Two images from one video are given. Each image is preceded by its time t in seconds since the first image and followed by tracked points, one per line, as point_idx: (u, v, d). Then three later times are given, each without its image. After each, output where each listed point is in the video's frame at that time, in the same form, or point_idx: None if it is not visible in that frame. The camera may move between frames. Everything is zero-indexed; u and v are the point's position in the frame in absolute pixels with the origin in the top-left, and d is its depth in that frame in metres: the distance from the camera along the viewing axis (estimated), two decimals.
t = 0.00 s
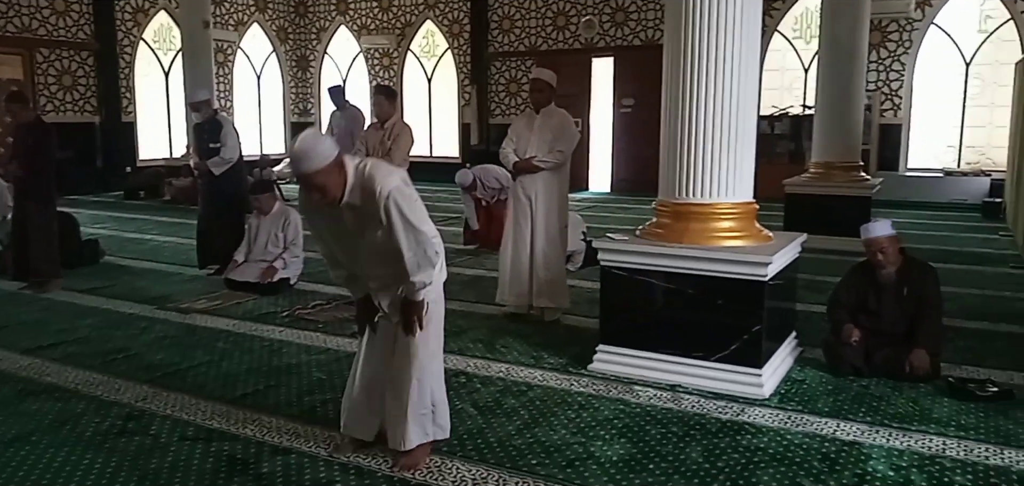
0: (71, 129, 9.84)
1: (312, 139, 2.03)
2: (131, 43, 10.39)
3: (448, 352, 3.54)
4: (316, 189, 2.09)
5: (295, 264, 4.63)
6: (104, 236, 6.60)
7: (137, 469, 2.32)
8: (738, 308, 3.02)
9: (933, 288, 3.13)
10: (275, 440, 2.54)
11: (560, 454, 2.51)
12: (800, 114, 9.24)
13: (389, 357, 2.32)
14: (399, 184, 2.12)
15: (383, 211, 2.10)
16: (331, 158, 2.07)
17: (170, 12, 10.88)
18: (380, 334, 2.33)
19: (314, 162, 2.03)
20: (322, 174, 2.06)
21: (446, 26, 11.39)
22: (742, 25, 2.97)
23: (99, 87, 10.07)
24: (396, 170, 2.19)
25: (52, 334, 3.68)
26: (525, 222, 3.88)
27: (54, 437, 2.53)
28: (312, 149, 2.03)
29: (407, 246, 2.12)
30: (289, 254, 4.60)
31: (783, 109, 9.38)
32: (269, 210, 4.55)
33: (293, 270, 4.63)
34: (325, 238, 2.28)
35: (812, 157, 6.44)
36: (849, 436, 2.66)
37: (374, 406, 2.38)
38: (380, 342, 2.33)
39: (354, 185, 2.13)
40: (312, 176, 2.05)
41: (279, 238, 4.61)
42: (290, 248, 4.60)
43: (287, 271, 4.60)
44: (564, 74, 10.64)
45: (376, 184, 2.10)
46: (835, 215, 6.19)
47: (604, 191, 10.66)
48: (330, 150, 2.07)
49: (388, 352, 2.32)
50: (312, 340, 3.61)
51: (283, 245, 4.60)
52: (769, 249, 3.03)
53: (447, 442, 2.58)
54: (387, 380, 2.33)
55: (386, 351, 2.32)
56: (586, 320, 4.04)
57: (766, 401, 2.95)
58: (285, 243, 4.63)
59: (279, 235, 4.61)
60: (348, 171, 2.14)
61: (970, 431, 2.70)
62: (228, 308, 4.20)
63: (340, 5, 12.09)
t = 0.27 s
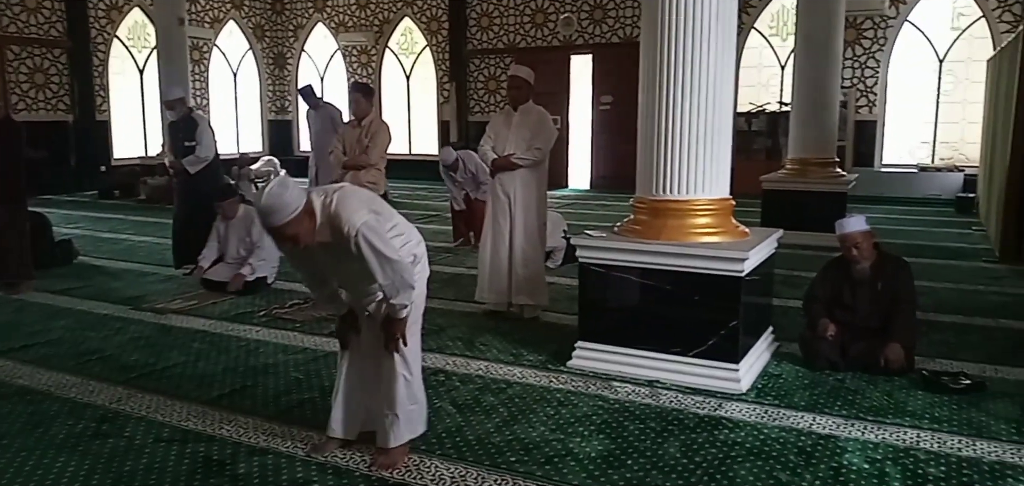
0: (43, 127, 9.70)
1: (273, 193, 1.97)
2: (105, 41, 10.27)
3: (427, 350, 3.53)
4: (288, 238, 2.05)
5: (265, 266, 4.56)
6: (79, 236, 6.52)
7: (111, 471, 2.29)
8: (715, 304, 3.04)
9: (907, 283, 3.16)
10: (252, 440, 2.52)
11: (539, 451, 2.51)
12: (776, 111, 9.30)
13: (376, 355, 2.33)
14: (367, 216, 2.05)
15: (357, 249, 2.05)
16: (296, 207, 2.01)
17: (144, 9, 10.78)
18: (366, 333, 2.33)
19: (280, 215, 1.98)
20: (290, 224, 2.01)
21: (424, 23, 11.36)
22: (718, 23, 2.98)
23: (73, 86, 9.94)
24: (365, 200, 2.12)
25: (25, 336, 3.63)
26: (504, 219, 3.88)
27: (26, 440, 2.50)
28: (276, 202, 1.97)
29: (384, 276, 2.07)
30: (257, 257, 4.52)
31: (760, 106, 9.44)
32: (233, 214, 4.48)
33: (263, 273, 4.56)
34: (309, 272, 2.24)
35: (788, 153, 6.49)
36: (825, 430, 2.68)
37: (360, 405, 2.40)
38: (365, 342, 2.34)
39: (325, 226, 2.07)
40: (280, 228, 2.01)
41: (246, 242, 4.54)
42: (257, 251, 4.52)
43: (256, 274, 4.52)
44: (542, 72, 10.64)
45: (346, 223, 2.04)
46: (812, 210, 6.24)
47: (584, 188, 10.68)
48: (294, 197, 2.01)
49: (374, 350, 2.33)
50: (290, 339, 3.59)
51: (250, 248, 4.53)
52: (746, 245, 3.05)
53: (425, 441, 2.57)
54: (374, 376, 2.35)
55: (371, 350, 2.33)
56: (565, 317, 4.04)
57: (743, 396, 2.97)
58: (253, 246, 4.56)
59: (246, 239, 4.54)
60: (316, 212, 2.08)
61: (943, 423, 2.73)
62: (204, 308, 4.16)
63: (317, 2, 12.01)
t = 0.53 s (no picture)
0: (15, 128, 9.56)
1: (244, 234, 1.92)
2: (77, 40, 10.14)
3: (406, 350, 3.52)
4: (262, 275, 2.01)
5: (230, 269, 4.33)
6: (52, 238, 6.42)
7: (84, 476, 2.26)
8: (693, 301, 3.05)
9: (881, 279, 3.20)
10: (228, 443, 2.49)
11: (518, 450, 2.51)
12: (753, 109, 9.37)
13: (356, 360, 2.32)
14: (339, 247, 2.02)
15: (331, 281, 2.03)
16: (269, 244, 1.97)
17: (118, 7, 10.66)
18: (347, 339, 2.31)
19: (252, 256, 1.94)
20: (264, 262, 1.97)
21: (402, 22, 11.32)
22: (694, 21, 2.99)
23: (45, 85, 9.80)
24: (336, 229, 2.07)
25: None
26: (482, 218, 3.87)
27: None
28: (247, 244, 1.93)
29: (361, 303, 2.06)
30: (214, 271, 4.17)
31: (737, 104, 9.50)
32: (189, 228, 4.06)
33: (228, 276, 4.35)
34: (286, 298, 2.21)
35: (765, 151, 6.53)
36: (802, 425, 2.70)
37: (339, 407, 2.40)
38: (344, 348, 2.32)
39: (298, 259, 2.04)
40: (253, 268, 1.97)
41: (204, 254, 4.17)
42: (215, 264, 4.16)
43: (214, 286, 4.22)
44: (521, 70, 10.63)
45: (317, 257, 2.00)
46: (788, 207, 6.29)
47: (563, 187, 10.69)
48: (265, 236, 1.96)
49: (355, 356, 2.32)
50: (267, 340, 3.56)
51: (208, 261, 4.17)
52: (722, 242, 3.06)
53: (403, 442, 2.56)
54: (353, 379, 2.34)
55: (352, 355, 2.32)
56: (544, 315, 4.04)
57: (721, 393, 2.99)
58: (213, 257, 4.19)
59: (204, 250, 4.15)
60: (287, 246, 2.03)
61: (917, 417, 2.76)
62: (180, 310, 4.12)
63: (294, 1, 11.93)
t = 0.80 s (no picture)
0: None
1: (218, 255, 1.89)
2: (51, 43, 10.03)
3: (386, 354, 3.50)
4: (239, 294, 1.97)
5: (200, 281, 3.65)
6: (26, 244, 6.34)
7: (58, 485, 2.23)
8: (672, 303, 3.06)
9: (858, 279, 3.22)
10: (206, 450, 2.47)
11: (498, 453, 2.50)
12: (732, 111, 9.43)
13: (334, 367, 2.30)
14: (314, 261, 2.00)
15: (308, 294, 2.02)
16: (245, 263, 1.93)
17: (93, 10, 10.56)
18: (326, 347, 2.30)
19: (230, 276, 1.91)
20: (241, 280, 1.94)
21: (381, 24, 11.29)
22: (670, 24, 3.00)
23: (19, 89, 9.67)
24: (309, 242, 2.05)
25: None
26: (461, 221, 3.87)
27: None
28: (223, 265, 1.89)
29: (338, 313, 2.07)
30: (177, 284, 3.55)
31: (715, 106, 9.56)
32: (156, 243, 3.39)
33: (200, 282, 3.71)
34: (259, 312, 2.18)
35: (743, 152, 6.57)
36: (780, 425, 2.72)
37: (319, 414, 2.39)
38: (323, 357, 2.31)
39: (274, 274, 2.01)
40: (230, 287, 1.93)
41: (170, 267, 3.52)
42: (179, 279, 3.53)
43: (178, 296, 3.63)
44: (500, 73, 10.63)
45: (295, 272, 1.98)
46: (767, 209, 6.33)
47: (544, 189, 10.70)
48: (240, 255, 1.92)
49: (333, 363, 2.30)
50: (245, 346, 3.54)
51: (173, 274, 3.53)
52: (701, 244, 3.08)
53: (383, 446, 2.55)
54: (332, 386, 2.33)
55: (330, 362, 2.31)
56: (524, 318, 4.04)
57: (700, 393, 3.00)
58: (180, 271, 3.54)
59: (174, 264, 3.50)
60: (262, 262, 2.00)
61: (894, 415, 2.79)
62: (158, 315, 4.08)
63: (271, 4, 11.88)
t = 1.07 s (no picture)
0: None
1: (188, 256, 1.87)
2: (23, 42, 9.89)
3: (364, 355, 3.49)
4: (211, 294, 1.96)
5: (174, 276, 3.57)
6: None
7: None
8: (650, 302, 3.07)
9: (833, 278, 3.25)
10: (181, 454, 2.45)
11: (477, 453, 2.50)
12: (709, 111, 9.49)
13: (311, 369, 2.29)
14: (286, 262, 1.99)
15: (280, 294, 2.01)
16: (217, 263, 1.92)
17: (66, 9, 10.42)
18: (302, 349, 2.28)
19: (201, 277, 1.90)
20: (214, 281, 1.93)
21: (359, 24, 11.25)
22: (647, 24, 3.01)
23: None
24: (281, 242, 2.04)
25: None
26: (440, 221, 3.86)
27: None
28: (195, 266, 1.88)
29: (310, 312, 2.07)
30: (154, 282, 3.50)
31: (693, 106, 9.62)
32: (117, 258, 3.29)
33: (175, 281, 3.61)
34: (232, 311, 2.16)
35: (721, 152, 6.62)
36: (757, 423, 2.74)
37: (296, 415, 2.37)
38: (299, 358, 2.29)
39: (246, 274, 2.00)
40: (202, 288, 1.92)
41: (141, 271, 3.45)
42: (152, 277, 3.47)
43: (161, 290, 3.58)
44: (478, 73, 10.63)
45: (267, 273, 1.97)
46: (744, 208, 6.38)
47: (523, 188, 10.70)
48: (211, 255, 1.91)
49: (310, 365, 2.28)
50: (222, 348, 3.51)
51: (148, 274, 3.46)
52: (678, 243, 3.09)
53: (361, 448, 2.54)
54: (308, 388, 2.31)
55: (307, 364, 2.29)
56: (503, 318, 4.04)
57: (678, 392, 3.01)
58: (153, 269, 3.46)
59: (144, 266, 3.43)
60: (234, 261, 1.99)
61: (869, 412, 2.82)
62: (132, 318, 4.04)
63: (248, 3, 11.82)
